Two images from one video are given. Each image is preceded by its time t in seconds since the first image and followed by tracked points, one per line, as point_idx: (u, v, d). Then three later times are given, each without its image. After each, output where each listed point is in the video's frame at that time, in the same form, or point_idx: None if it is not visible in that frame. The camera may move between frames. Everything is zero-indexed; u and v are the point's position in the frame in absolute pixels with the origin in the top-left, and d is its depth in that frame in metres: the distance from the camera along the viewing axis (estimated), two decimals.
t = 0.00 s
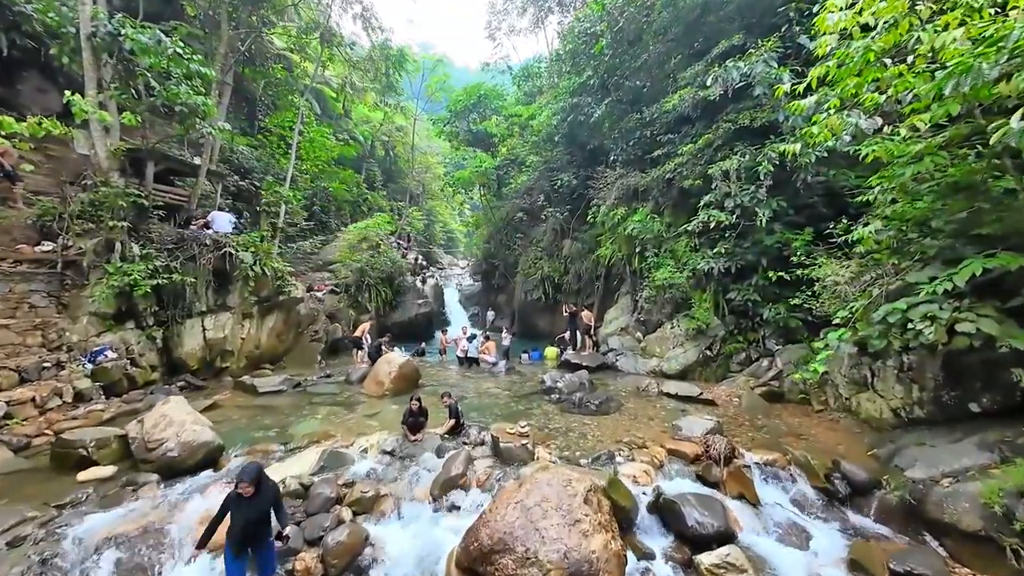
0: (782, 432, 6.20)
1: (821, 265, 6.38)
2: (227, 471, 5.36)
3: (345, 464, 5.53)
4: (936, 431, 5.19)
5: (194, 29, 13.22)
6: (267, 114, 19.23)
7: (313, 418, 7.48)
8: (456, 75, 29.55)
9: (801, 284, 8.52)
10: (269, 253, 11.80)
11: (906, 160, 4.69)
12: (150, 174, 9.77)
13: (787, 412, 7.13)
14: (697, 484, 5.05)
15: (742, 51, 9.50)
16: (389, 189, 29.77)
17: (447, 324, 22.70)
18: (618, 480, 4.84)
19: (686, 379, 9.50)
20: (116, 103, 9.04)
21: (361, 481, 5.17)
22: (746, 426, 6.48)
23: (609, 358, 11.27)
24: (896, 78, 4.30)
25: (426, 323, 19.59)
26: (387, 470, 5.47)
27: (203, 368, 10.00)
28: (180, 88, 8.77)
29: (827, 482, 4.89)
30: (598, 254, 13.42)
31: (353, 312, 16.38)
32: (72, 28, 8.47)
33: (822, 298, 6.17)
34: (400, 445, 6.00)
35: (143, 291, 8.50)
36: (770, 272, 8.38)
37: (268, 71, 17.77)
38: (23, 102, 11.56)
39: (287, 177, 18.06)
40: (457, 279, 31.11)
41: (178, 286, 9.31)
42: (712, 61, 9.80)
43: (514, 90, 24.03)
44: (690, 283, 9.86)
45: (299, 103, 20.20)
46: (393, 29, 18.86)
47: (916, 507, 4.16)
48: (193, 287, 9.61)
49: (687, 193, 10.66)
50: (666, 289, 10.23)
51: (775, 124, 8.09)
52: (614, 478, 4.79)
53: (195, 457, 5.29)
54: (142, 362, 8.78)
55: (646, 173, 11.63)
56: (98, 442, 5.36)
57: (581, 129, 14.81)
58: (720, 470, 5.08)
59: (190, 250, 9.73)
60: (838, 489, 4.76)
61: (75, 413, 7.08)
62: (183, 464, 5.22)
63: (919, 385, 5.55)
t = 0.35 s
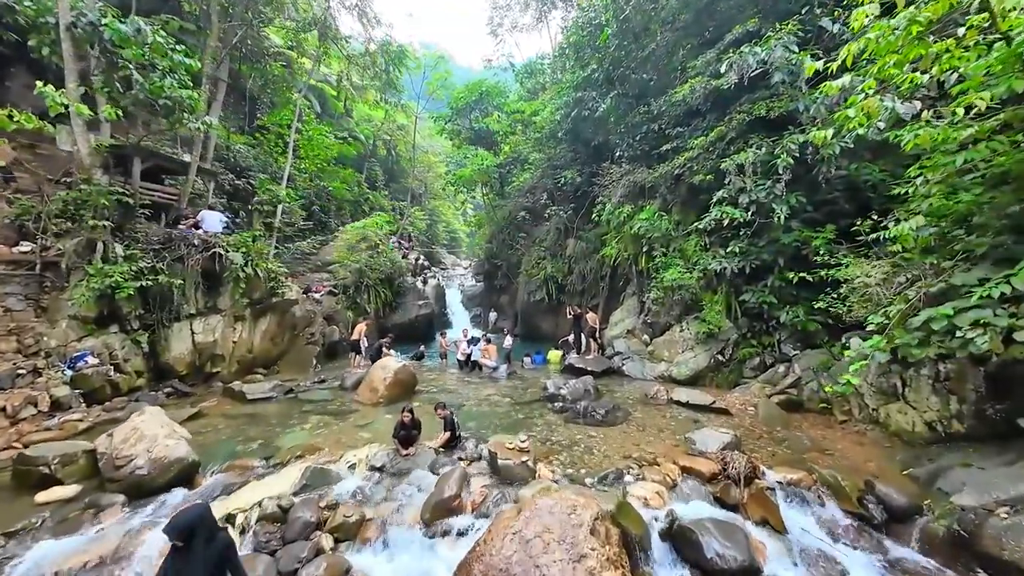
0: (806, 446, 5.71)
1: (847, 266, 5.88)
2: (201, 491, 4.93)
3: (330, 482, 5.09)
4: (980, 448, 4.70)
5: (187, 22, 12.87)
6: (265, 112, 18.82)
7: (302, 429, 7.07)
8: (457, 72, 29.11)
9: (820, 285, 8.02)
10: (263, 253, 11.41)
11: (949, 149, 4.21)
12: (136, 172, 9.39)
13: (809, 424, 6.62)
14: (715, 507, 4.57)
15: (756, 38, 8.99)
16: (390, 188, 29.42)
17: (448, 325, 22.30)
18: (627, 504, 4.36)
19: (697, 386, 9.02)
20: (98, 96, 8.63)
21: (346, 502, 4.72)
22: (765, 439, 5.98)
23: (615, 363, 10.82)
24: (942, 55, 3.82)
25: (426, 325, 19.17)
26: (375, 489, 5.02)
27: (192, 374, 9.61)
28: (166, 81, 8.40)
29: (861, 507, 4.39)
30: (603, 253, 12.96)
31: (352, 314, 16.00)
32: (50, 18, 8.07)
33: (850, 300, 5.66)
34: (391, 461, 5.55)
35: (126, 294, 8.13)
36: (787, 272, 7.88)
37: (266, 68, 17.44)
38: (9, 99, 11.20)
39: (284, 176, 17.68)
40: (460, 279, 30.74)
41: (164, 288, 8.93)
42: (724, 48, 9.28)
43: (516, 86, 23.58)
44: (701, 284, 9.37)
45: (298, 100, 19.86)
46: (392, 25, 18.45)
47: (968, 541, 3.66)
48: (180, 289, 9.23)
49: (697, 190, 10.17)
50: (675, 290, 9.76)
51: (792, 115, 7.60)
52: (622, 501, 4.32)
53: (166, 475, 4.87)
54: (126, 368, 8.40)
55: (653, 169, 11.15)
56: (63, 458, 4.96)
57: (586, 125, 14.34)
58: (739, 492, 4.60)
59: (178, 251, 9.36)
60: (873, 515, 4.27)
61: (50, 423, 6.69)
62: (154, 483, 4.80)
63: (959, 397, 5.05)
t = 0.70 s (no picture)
0: (833, 464, 5.22)
1: (878, 267, 5.37)
2: (170, 514, 4.50)
3: (311, 504, 4.64)
4: None
5: (179, 16, 12.48)
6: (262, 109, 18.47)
7: (289, 441, 6.64)
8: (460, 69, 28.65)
9: (841, 286, 7.51)
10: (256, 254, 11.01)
11: (1003, 134, 3.71)
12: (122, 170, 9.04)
13: (833, 437, 6.12)
14: (736, 536, 4.09)
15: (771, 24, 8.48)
16: (392, 188, 29.05)
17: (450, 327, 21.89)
18: (639, 533, 3.88)
19: (708, 393, 8.53)
20: (80, 90, 8.24)
21: (327, 528, 4.28)
22: (787, 456, 5.49)
23: (622, 367, 10.35)
24: (1001, 25, 3.33)
25: (427, 326, 18.75)
26: (360, 512, 4.56)
27: (180, 379, 9.23)
28: (150, 73, 8.00)
29: (904, 539, 3.89)
30: (608, 253, 12.49)
31: (351, 316, 15.61)
32: (27, 7, 7.68)
33: (882, 304, 5.14)
34: (379, 479, 5.11)
35: (108, 297, 7.76)
36: (806, 273, 7.39)
37: (263, 65, 17.06)
38: None
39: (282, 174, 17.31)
40: (462, 279, 30.37)
41: (150, 290, 8.56)
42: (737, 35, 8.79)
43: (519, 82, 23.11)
44: (713, 285, 8.87)
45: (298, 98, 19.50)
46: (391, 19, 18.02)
47: None
48: (167, 291, 8.86)
49: (708, 186, 9.68)
50: (685, 291, 9.28)
51: (813, 103, 7.09)
52: (633, 531, 3.85)
53: (132, 497, 4.45)
54: (109, 374, 8.03)
55: (661, 165, 10.66)
56: (20, 478, 4.55)
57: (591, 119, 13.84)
58: (763, 518, 4.12)
59: (165, 251, 8.97)
60: (917, 548, 3.76)
61: (21, 434, 6.32)
62: (118, 506, 4.39)
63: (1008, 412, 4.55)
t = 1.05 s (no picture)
0: (865, 485, 4.73)
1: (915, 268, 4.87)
2: (131, 542, 4.07)
3: (287, 531, 4.19)
4: None
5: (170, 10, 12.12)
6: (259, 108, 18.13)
7: (274, 455, 6.22)
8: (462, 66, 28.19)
9: (866, 288, 6.99)
10: (248, 254, 10.62)
11: None
12: (106, 168, 8.70)
13: (862, 452, 5.61)
14: (763, 572, 3.61)
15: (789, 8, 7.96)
16: (394, 187, 28.68)
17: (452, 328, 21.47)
18: (653, 571, 3.41)
19: (722, 401, 8.04)
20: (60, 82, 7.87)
21: (303, 560, 3.83)
22: (813, 476, 5.00)
23: (629, 372, 9.87)
24: None
25: (428, 329, 18.30)
26: (341, 541, 4.12)
27: (168, 386, 8.84)
28: (132, 64, 7.57)
29: None
30: (614, 253, 12.02)
31: (349, 318, 15.23)
32: None
33: (922, 308, 4.63)
34: (365, 501, 4.66)
35: (87, 300, 7.38)
36: (828, 274, 6.89)
37: (260, 62, 16.70)
38: None
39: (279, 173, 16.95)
40: (466, 279, 29.94)
41: (133, 293, 8.19)
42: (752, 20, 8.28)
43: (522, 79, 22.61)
44: (726, 286, 8.38)
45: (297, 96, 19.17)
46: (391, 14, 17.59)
47: None
48: (152, 293, 8.49)
49: (720, 181, 9.18)
50: (696, 293, 8.79)
51: (836, 91, 6.58)
52: (645, 568, 3.38)
53: (89, 524, 4.03)
54: (91, 381, 7.66)
55: (670, 160, 10.16)
56: None
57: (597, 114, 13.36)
58: (794, 553, 3.64)
59: (150, 252, 8.60)
60: None
61: None
62: (74, 534, 3.97)
63: None
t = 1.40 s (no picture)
0: (906, 513, 4.22)
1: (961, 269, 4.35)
2: None
3: (256, 566, 3.73)
4: None
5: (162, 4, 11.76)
6: (257, 106, 17.81)
7: (256, 471, 5.79)
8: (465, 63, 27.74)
9: (895, 290, 6.46)
10: (239, 255, 10.23)
11: None
12: (89, 164, 8.39)
13: (896, 471, 5.09)
14: None
15: None
16: (397, 186, 28.33)
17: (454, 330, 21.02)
18: None
19: (736, 410, 7.53)
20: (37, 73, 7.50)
21: None
22: (844, 500, 4.50)
23: (637, 378, 9.38)
24: None
25: (428, 330, 18.05)
26: None
27: (153, 393, 8.46)
28: (111, 55, 7.15)
29: None
30: (621, 253, 11.55)
31: (348, 320, 14.83)
32: None
33: (972, 314, 4.12)
34: (347, 527, 4.20)
35: (63, 303, 7.00)
36: (853, 274, 6.39)
37: (258, 59, 16.37)
38: None
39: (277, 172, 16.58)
40: (469, 279, 29.48)
41: (114, 295, 7.81)
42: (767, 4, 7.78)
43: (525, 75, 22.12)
44: (740, 288, 7.88)
45: (296, 94, 18.81)
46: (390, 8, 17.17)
47: None
48: (135, 296, 8.11)
49: (733, 176, 8.67)
50: (708, 295, 8.30)
51: (861, 77, 6.08)
52: None
53: (34, 557, 3.59)
54: (70, 389, 7.29)
55: (680, 155, 9.67)
56: None
57: (602, 108, 12.88)
58: None
59: (133, 253, 8.22)
60: None
61: None
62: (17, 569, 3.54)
63: None
